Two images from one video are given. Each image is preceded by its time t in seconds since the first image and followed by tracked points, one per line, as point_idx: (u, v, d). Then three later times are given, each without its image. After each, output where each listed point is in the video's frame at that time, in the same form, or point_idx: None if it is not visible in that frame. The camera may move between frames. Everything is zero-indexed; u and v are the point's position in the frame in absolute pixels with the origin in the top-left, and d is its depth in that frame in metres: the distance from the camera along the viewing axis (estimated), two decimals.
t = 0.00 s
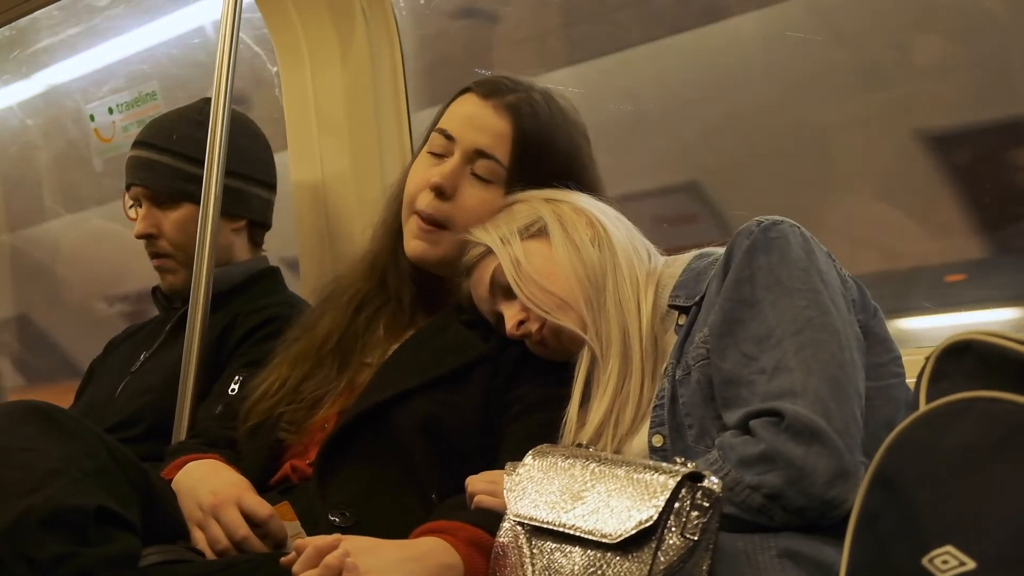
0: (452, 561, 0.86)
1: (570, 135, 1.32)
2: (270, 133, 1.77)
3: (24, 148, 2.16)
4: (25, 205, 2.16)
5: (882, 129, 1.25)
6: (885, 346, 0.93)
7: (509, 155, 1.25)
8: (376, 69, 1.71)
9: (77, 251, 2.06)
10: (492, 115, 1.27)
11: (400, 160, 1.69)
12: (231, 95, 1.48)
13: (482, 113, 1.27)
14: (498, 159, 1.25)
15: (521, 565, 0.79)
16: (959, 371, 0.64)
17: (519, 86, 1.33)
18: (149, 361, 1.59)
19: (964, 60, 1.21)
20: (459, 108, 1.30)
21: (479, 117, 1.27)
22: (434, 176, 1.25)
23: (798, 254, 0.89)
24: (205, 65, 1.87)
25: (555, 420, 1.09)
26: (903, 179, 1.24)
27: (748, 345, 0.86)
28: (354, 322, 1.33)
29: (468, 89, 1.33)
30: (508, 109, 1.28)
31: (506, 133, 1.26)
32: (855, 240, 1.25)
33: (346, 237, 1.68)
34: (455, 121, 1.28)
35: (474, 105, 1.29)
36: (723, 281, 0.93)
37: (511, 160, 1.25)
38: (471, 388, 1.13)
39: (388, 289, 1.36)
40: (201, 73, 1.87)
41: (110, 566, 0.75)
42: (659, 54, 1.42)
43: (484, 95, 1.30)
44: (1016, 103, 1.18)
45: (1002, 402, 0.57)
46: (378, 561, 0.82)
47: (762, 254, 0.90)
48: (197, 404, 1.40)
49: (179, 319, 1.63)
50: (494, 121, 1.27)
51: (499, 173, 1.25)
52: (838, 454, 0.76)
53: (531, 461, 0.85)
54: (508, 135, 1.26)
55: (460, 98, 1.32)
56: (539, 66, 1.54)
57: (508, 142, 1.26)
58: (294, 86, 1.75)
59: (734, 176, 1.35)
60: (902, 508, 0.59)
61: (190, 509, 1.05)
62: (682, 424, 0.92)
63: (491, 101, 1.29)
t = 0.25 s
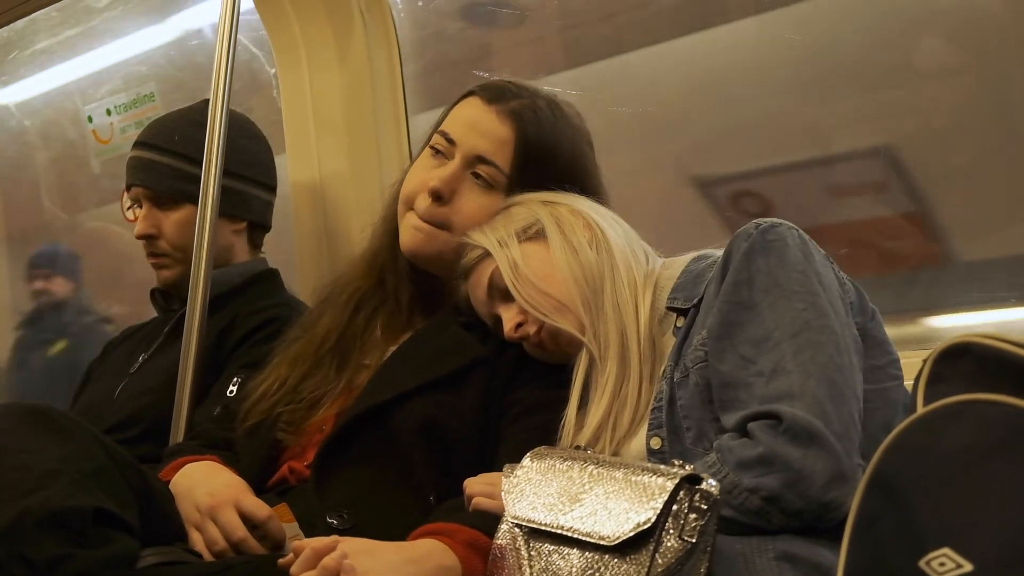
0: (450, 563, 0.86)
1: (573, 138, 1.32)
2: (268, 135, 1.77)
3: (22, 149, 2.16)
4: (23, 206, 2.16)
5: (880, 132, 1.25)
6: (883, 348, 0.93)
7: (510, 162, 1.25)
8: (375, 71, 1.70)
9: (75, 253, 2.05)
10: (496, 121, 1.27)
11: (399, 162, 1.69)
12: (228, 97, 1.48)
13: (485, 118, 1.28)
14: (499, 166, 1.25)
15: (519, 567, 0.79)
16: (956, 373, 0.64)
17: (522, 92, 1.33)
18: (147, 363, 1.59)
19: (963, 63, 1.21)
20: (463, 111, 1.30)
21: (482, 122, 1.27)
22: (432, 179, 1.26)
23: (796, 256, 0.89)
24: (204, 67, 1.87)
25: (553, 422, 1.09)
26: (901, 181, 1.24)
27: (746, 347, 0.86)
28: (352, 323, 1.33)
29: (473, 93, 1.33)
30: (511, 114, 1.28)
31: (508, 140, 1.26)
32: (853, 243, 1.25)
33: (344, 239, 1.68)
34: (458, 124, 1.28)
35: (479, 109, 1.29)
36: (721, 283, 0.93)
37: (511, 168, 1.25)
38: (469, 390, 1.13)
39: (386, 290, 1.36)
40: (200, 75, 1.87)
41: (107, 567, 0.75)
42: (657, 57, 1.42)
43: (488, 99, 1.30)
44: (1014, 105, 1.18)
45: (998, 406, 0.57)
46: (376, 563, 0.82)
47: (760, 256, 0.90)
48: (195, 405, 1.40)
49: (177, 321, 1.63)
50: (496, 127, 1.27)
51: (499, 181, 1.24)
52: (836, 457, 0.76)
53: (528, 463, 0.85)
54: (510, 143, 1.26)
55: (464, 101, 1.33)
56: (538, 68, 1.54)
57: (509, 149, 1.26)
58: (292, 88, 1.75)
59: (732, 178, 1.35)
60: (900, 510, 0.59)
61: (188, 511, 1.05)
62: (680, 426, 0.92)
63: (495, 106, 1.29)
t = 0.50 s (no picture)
0: (450, 564, 0.86)
1: (572, 139, 1.32)
2: (267, 136, 1.78)
3: (20, 151, 2.16)
4: (21, 207, 2.16)
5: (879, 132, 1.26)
6: (882, 349, 0.93)
7: (508, 164, 1.25)
8: (373, 71, 1.70)
9: (74, 254, 2.05)
10: (494, 122, 1.27)
11: (398, 162, 1.69)
12: (227, 98, 1.48)
13: (483, 119, 1.28)
14: (497, 168, 1.25)
15: (518, 568, 0.79)
16: (955, 373, 0.64)
17: (520, 92, 1.33)
18: (146, 364, 1.59)
19: (961, 64, 1.21)
20: (461, 113, 1.30)
21: (480, 123, 1.27)
22: (430, 180, 1.26)
23: (795, 257, 0.89)
24: (203, 67, 1.87)
25: (552, 422, 1.09)
26: (900, 181, 1.24)
27: (745, 347, 0.86)
28: (351, 324, 1.33)
29: (471, 94, 1.33)
30: (510, 115, 1.28)
31: (505, 141, 1.26)
32: (853, 244, 1.25)
33: (343, 240, 1.68)
34: (456, 125, 1.28)
35: (476, 110, 1.29)
36: (720, 284, 0.93)
37: (510, 169, 1.25)
38: (468, 391, 1.13)
39: (385, 290, 1.36)
40: (198, 76, 1.87)
41: (106, 568, 0.76)
42: (656, 58, 1.42)
43: (486, 101, 1.30)
44: (1014, 106, 1.18)
45: (997, 406, 0.58)
46: (375, 564, 0.82)
47: (759, 257, 0.90)
48: (193, 406, 1.40)
49: (176, 322, 1.62)
50: (494, 128, 1.27)
51: (497, 182, 1.24)
52: (835, 457, 0.77)
53: (527, 464, 0.85)
54: (507, 144, 1.26)
55: (462, 103, 1.33)
56: (536, 69, 1.54)
57: (507, 150, 1.26)
58: (291, 88, 1.75)
59: (732, 179, 1.35)
60: (898, 510, 0.59)
61: (186, 511, 1.05)
62: (679, 427, 0.92)
63: (493, 107, 1.29)
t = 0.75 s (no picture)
0: (448, 568, 0.86)
1: (571, 142, 1.32)
2: (266, 139, 1.78)
3: (19, 154, 2.16)
4: (20, 210, 2.16)
5: (878, 136, 1.26)
6: (882, 353, 0.93)
7: (507, 168, 1.25)
8: (372, 73, 1.70)
9: (73, 257, 2.05)
10: (493, 126, 1.27)
11: (397, 165, 1.68)
12: (226, 100, 1.48)
13: (482, 123, 1.28)
14: (495, 171, 1.25)
15: (517, 572, 0.79)
16: (955, 377, 0.64)
17: (519, 96, 1.33)
18: (145, 367, 1.59)
19: (960, 68, 1.21)
20: (460, 117, 1.30)
21: (478, 127, 1.27)
22: (429, 184, 1.26)
23: (795, 261, 0.89)
24: (202, 70, 1.87)
25: (552, 425, 1.09)
26: (899, 185, 1.24)
27: (744, 351, 0.86)
28: (350, 327, 1.33)
29: (469, 98, 1.33)
30: (508, 119, 1.28)
31: (504, 145, 1.26)
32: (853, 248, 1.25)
33: (342, 242, 1.68)
34: (455, 130, 1.28)
35: (475, 114, 1.29)
36: (719, 287, 0.93)
37: (508, 173, 1.25)
38: (467, 394, 1.13)
39: (384, 293, 1.36)
40: (198, 79, 1.87)
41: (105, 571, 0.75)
42: (656, 62, 1.43)
43: (485, 105, 1.30)
44: (1013, 110, 1.18)
45: (996, 409, 0.58)
46: (374, 567, 0.82)
47: (758, 260, 0.90)
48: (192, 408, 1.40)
49: (175, 324, 1.62)
50: (492, 132, 1.27)
51: (496, 186, 1.24)
52: (835, 461, 0.77)
53: (526, 467, 0.85)
54: (506, 148, 1.26)
55: (460, 107, 1.33)
56: (535, 72, 1.54)
57: (506, 154, 1.26)
58: (290, 92, 1.75)
59: (731, 182, 1.35)
60: (897, 513, 0.59)
61: (185, 514, 1.05)
62: (678, 430, 0.92)
63: (491, 111, 1.29)
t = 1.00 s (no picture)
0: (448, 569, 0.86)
1: (570, 144, 1.32)
2: (266, 141, 1.78)
3: (19, 155, 2.16)
4: (20, 212, 2.16)
5: (878, 137, 1.26)
6: (882, 354, 0.93)
7: (506, 172, 1.25)
8: (372, 75, 1.70)
9: (73, 259, 2.05)
10: (492, 129, 1.27)
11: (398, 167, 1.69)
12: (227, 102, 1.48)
13: (481, 126, 1.28)
14: (494, 175, 1.25)
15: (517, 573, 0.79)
16: (955, 379, 0.64)
17: (518, 98, 1.33)
18: (145, 368, 1.59)
19: (960, 69, 1.21)
20: (459, 119, 1.30)
21: (477, 130, 1.27)
22: (428, 187, 1.26)
23: (796, 263, 0.89)
24: (202, 72, 1.87)
25: (552, 427, 1.09)
26: (900, 186, 1.24)
27: (745, 353, 0.86)
28: (350, 328, 1.33)
29: (468, 100, 1.33)
30: (508, 122, 1.28)
31: (503, 148, 1.26)
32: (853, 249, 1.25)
33: (342, 244, 1.68)
34: (453, 133, 1.28)
35: (473, 116, 1.29)
36: (720, 289, 0.93)
37: (507, 176, 1.25)
38: (467, 395, 1.13)
39: (384, 294, 1.36)
40: (198, 80, 1.87)
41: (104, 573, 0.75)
42: (656, 63, 1.43)
43: (483, 107, 1.30)
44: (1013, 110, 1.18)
45: (996, 410, 0.57)
46: (374, 569, 0.82)
47: (759, 262, 0.90)
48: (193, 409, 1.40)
49: (175, 326, 1.62)
50: (492, 135, 1.27)
51: (496, 190, 1.25)
52: (835, 463, 0.76)
53: (526, 468, 0.85)
54: (505, 150, 1.26)
55: (459, 109, 1.33)
56: (535, 73, 1.54)
57: (505, 157, 1.26)
58: (290, 94, 1.74)
59: (731, 183, 1.35)
60: (897, 515, 0.59)
61: (185, 516, 1.05)
62: (678, 432, 0.92)
63: (490, 114, 1.29)
